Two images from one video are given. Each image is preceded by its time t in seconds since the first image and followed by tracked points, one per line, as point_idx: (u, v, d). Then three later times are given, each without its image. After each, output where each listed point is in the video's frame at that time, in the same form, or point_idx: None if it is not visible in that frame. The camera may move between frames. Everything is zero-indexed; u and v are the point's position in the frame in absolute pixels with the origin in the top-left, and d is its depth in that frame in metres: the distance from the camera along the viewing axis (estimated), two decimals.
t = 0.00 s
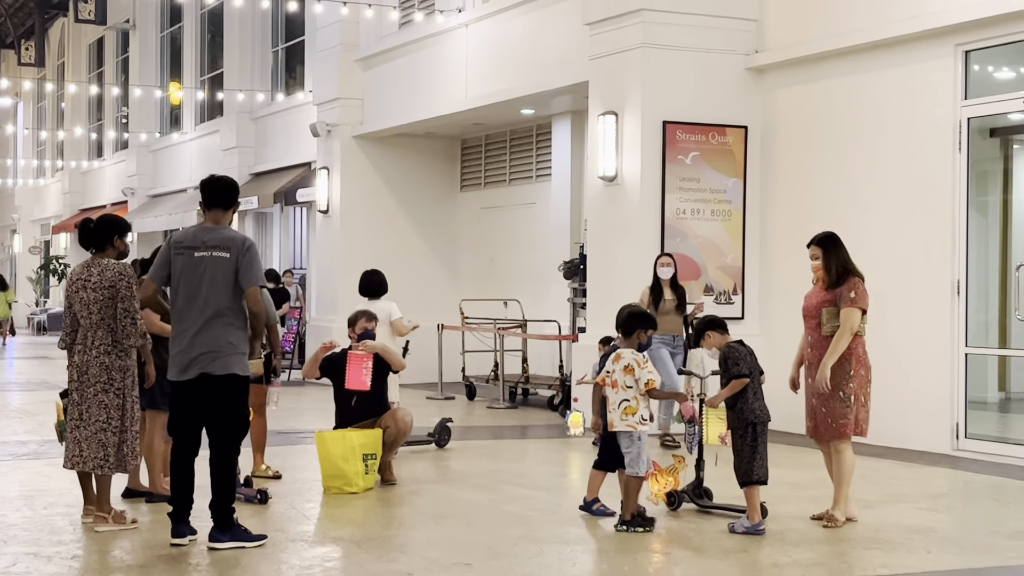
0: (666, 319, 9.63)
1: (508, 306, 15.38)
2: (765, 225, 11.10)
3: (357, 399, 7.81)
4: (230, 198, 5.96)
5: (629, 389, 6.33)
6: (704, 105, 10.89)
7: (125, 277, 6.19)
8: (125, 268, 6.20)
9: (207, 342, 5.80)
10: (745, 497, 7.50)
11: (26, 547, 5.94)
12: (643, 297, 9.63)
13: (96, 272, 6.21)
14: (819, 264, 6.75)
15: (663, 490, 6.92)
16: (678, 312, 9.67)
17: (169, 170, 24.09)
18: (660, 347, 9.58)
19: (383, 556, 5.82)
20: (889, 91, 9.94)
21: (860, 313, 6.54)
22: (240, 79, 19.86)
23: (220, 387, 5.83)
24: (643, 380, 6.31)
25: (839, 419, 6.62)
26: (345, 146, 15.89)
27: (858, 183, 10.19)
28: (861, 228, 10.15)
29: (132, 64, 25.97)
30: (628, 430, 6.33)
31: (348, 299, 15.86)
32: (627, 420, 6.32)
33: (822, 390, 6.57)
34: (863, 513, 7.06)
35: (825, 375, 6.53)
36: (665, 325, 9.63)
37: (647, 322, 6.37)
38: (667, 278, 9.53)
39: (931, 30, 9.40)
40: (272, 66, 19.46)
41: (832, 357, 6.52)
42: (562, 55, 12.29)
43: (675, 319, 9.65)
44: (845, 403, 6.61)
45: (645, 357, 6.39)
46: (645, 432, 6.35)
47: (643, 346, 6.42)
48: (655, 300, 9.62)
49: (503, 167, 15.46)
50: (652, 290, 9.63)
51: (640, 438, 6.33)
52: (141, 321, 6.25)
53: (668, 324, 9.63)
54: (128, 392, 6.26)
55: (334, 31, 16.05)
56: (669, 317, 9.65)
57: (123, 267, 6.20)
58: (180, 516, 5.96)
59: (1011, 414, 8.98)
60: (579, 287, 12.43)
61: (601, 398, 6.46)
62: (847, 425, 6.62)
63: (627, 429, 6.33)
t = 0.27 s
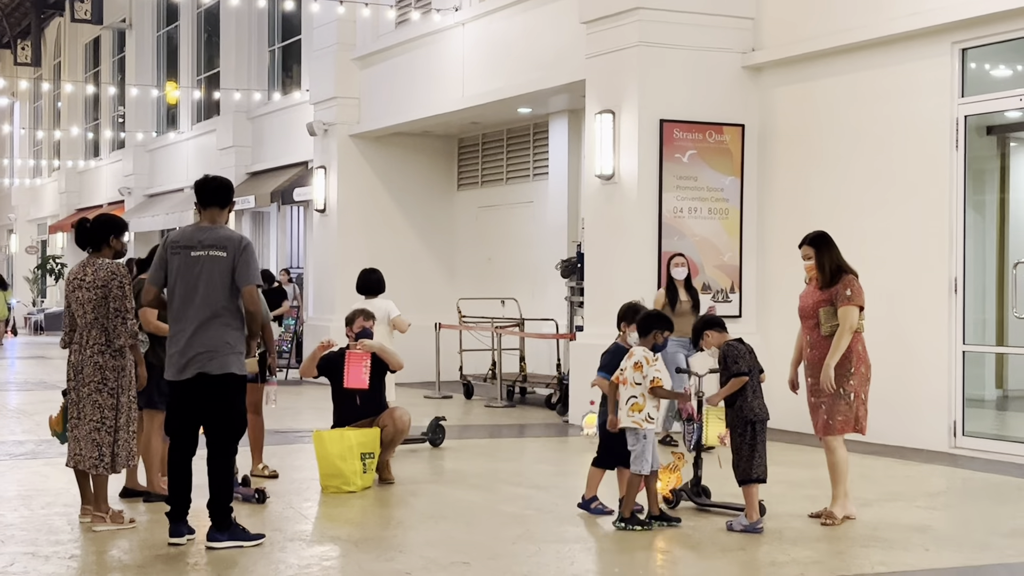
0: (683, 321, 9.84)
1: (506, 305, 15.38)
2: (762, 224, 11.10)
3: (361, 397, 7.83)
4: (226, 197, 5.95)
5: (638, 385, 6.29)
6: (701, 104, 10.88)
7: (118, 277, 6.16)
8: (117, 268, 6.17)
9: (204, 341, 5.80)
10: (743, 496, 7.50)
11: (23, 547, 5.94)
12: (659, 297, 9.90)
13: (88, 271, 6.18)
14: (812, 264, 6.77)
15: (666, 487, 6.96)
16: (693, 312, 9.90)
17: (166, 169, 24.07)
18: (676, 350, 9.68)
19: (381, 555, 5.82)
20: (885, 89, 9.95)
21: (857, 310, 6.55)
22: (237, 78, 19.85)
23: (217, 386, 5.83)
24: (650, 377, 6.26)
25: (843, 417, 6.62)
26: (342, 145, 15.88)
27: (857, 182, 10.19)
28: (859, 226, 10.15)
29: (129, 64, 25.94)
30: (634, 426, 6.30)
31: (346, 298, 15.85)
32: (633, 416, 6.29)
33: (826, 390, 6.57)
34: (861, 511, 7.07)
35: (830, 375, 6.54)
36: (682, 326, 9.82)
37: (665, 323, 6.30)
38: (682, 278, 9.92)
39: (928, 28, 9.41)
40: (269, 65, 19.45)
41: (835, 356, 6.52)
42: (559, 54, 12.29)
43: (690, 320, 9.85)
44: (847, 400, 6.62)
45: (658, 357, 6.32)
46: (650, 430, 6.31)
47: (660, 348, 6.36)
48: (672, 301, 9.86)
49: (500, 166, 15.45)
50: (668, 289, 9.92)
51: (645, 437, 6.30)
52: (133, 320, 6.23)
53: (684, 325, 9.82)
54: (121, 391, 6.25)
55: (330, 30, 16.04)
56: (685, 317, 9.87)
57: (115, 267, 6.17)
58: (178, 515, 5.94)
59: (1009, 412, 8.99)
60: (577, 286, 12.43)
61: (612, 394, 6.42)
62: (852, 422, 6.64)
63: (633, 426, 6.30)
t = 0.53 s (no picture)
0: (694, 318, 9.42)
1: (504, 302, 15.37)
2: (760, 221, 11.11)
3: (356, 393, 7.83)
4: (223, 196, 5.95)
5: (642, 380, 6.28)
6: (699, 101, 10.88)
7: (113, 276, 6.17)
8: (112, 267, 6.18)
9: (202, 340, 5.79)
10: (741, 493, 7.51)
11: (22, 546, 5.93)
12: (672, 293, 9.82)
13: (83, 270, 6.18)
14: (803, 264, 6.75)
15: (670, 485, 7.01)
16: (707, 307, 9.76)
17: (163, 167, 24.05)
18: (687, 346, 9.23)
19: (380, 553, 5.83)
20: (882, 86, 9.95)
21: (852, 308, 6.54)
22: (234, 77, 19.83)
23: (214, 384, 5.82)
24: (653, 373, 6.24)
25: (840, 415, 6.61)
26: (339, 143, 15.87)
27: (854, 179, 10.19)
28: (857, 224, 10.15)
29: (126, 62, 25.92)
30: (634, 422, 6.30)
31: (344, 296, 15.85)
32: (634, 411, 6.29)
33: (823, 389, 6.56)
34: (860, 507, 7.07)
35: (826, 374, 6.53)
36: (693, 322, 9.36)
37: (676, 324, 6.25)
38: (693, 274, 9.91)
39: (925, 25, 9.41)
40: (266, 63, 19.45)
41: (831, 356, 6.51)
42: (556, 51, 12.28)
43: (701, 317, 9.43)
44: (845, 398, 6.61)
45: (666, 356, 6.28)
46: (650, 426, 6.29)
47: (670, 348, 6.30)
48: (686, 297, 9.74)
49: (498, 164, 15.45)
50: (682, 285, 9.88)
51: (645, 433, 6.29)
52: (128, 319, 6.21)
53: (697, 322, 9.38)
54: (116, 390, 6.24)
55: (328, 28, 16.03)
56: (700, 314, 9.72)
57: (110, 265, 6.18)
58: (176, 514, 5.93)
59: (1006, 408, 8.99)
60: (574, 284, 12.43)
61: (615, 390, 6.42)
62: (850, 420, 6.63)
63: (633, 422, 6.30)
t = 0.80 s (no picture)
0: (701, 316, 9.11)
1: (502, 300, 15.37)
2: (758, 219, 11.11)
3: (358, 391, 7.85)
4: (220, 193, 5.93)
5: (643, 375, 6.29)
6: (698, 98, 10.88)
7: (111, 274, 6.17)
8: (110, 265, 6.18)
9: (201, 338, 5.79)
10: (740, 490, 7.51)
11: (20, 544, 5.93)
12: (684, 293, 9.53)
13: (81, 268, 6.19)
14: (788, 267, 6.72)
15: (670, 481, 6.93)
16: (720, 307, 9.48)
17: (161, 165, 24.03)
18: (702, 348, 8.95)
19: (379, 551, 5.83)
20: (881, 83, 9.95)
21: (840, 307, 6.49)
22: (232, 75, 19.81)
23: (214, 382, 5.82)
24: (653, 368, 6.23)
25: (839, 415, 6.56)
26: (338, 141, 15.86)
27: (853, 176, 10.19)
28: (856, 221, 10.15)
29: (123, 60, 25.89)
30: (633, 417, 6.31)
31: (342, 294, 15.84)
32: (633, 405, 6.30)
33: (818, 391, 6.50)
34: (859, 505, 7.08)
35: (820, 375, 6.47)
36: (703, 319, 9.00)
37: (684, 325, 6.28)
38: (707, 271, 9.52)
39: (924, 22, 9.41)
40: (264, 61, 19.43)
41: (824, 356, 6.45)
42: (554, 49, 12.27)
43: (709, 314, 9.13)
44: (842, 397, 6.55)
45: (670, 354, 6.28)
46: (649, 423, 6.29)
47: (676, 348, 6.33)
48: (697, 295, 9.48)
49: (496, 161, 15.44)
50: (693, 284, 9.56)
51: (644, 429, 6.29)
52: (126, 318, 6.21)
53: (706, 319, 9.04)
54: (115, 388, 6.22)
55: (325, 26, 16.01)
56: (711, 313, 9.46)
57: (108, 264, 6.18)
58: (175, 512, 5.92)
59: (1004, 405, 9.00)
60: (573, 281, 12.42)
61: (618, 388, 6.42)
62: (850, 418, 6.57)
63: (633, 417, 6.31)
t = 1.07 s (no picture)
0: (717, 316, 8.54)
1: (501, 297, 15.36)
2: (757, 215, 11.11)
3: (357, 387, 7.84)
4: (214, 189, 5.91)
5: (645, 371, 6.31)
6: (696, 94, 10.87)
7: (110, 271, 6.17)
8: (109, 262, 6.18)
9: (202, 335, 5.79)
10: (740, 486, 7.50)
11: (20, 541, 5.93)
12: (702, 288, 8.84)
13: (80, 265, 6.19)
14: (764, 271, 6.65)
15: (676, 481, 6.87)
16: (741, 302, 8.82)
17: (159, 162, 24.02)
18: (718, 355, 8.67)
19: (379, 547, 5.83)
20: (880, 79, 9.95)
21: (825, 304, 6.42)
22: (230, 71, 19.78)
23: (215, 380, 5.82)
24: (655, 362, 6.24)
25: (840, 414, 6.48)
26: (337, 137, 15.84)
27: (852, 173, 10.19)
28: (855, 217, 10.15)
29: (121, 57, 25.87)
30: (632, 412, 6.31)
31: (341, 290, 15.82)
32: (634, 400, 6.30)
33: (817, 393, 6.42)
34: (859, 501, 7.08)
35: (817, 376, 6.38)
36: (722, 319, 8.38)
37: (691, 329, 6.26)
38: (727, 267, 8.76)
39: (923, 18, 9.40)
40: (262, 57, 19.42)
41: (818, 357, 6.37)
42: (553, 46, 12.26)
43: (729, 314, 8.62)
44: (841, 396, 6.47)
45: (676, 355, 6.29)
46: (649, 419, 6.28)
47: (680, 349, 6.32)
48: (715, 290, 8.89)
49: (495, 158, 15.44)
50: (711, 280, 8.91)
51: (644, 425, 6.28)
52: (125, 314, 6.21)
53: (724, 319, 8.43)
54: (113, 385, 6.22)
55: (324, 22, 15.99)
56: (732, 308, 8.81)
57: (107, 260, 6.18)
58: (175, 509, 5.92)
59: (1004, 401, 9.01)
60: (572, 277, 12.42)
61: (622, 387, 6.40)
62: (852, 415, 6.50)
63: (632, 412, 6.30)
